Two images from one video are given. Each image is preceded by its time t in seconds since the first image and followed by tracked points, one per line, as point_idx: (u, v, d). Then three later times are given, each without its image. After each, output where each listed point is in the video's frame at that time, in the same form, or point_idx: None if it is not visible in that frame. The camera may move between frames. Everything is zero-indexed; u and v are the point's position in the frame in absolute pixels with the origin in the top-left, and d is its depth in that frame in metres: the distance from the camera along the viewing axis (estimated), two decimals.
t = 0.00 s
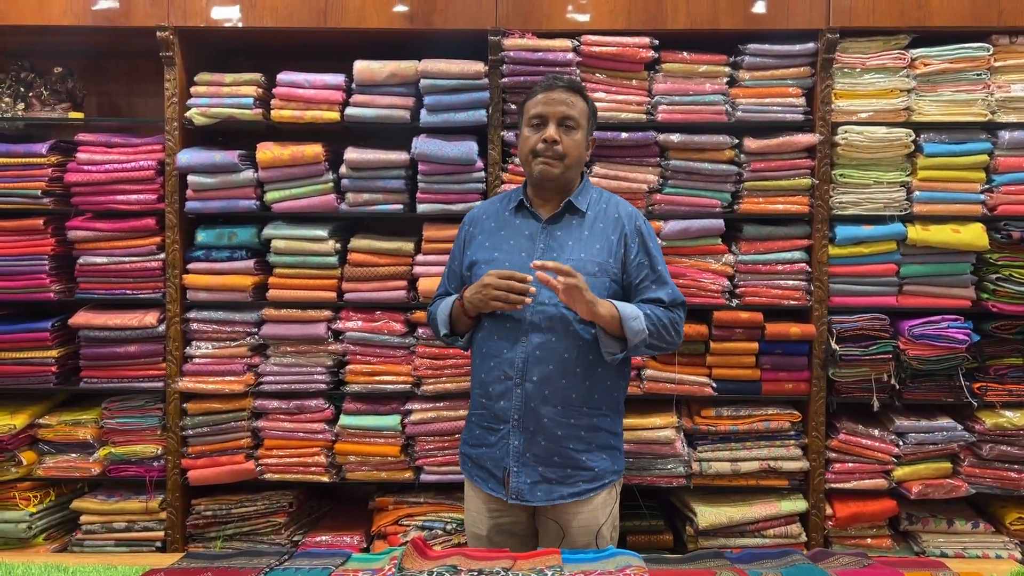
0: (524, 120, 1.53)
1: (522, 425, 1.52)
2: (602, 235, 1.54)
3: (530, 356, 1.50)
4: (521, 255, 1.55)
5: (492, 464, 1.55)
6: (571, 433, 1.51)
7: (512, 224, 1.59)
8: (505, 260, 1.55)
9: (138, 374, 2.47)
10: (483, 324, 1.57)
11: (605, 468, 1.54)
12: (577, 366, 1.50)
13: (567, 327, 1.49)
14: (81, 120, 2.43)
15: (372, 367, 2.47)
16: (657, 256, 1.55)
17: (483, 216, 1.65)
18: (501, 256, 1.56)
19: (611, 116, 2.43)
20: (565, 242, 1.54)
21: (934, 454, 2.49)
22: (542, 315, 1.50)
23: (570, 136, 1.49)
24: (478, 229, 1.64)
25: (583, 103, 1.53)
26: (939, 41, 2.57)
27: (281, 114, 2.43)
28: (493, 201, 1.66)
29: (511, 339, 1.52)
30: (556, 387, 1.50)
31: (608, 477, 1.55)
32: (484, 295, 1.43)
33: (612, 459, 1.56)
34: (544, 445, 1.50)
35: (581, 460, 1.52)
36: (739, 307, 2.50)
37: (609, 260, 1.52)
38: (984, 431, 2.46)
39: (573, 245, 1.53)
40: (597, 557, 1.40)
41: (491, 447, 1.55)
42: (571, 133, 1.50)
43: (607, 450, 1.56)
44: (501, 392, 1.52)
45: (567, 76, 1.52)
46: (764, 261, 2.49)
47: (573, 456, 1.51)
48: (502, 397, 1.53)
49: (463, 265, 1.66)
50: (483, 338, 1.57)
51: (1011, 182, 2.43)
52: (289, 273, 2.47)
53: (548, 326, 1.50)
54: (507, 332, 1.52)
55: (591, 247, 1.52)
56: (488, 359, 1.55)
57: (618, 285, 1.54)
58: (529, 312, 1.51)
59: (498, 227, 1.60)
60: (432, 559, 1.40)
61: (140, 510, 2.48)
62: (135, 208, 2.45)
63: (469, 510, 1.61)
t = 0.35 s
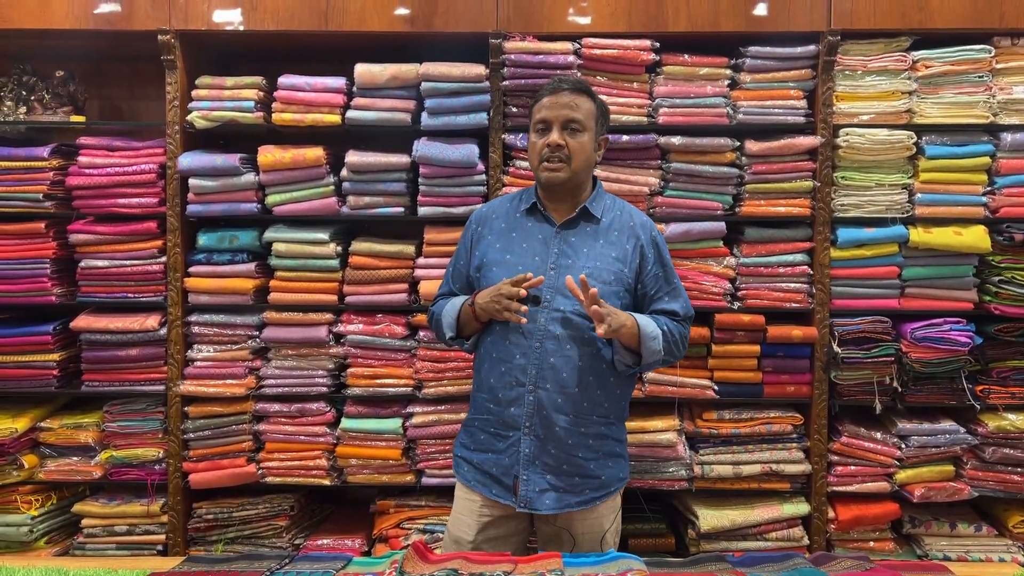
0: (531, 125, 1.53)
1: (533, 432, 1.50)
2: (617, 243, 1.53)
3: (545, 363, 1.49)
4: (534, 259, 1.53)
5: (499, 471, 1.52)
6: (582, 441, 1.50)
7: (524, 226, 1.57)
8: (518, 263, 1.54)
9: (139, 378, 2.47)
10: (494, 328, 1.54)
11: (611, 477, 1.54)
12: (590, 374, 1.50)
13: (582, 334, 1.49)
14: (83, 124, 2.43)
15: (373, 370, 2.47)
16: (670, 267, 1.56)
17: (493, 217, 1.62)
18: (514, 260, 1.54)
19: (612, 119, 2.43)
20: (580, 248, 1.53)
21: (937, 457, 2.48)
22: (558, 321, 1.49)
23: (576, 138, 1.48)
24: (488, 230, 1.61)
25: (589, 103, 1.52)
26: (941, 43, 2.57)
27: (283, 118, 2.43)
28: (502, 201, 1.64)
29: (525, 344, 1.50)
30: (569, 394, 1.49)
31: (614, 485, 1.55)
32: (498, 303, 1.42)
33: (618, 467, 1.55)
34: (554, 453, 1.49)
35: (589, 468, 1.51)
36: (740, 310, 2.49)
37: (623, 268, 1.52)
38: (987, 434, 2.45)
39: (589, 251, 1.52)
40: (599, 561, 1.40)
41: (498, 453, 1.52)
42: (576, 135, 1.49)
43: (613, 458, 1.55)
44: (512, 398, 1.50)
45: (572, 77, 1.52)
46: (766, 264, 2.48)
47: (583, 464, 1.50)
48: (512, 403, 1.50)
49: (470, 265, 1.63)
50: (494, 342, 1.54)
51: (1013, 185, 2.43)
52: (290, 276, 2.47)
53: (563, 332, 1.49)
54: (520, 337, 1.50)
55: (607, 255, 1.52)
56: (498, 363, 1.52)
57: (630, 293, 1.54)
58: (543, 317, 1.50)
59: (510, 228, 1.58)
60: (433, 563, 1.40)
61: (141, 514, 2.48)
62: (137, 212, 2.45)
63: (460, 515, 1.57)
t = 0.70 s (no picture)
0: (516, 131, 1.51)
1: (531, 437, 1.48)
2: (606, 245, 1.52)
3: (542, 365, 1.47)
4: (526, 261, 1.50)
5: (497, 478, 1.48)
6: (578, 444, 1.49)
7: (512, 228, 1.54)
8: (509, 266, 1.50)
9: (142, 381, 2.47)
10: (487, 332, 1.50)
11: (606, 479, 1.53)
12: (586, 376, 1.49)
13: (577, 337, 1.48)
14: (86, 127, 2.44)
15: (376, 373, 2.47)
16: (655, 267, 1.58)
17: (478, 218, 1.58)
18: (505, 262, 1.50)
19: (615, 122, 2.44)
20: (571, 249, 1.51)
21: (940, 460, 2.48)
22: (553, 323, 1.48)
23: (562, 143, 1.47)
24: (473, 232, 1.57)
25: (574, 106, 1.50)
26: (943, 46, 2.56)
27: (285, 122, 2.43)
28: (486, 203, 1.59)
29: (522, 347, 1.47)
30: (567, 398, 1.47)
31: (609, 488, 1.54)
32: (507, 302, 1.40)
33: (612, 469, 1.55)
34: (553, 457, 1.48)
35: (586, 472, 1.49)
36: (743, 313, 2.50)
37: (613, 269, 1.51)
38: (990, 438, 2.45)
39: (580, 252, 1.50)
40: (602, 565, 1.40)
41: (495, 460, 1.49)
42: (562, 140, 1.47)
43: (606, 460, 1.55)
44: (509, 403, 1.47)
45: (554, 80, 1.50)
46: (769, 267, 2.48)
47: (580, 467, 1.49)
48: (509, 407, 1.47)
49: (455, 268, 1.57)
50: (487, 348, 1.50)
51: (1016, 187, 2.43)
52: (293, 280, 2.47)
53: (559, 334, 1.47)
54: (516, 341, 1.47)
55: (596, 256, 1.50)
56: (494, 367, 1.48)
57: (619, 294, 1.53)
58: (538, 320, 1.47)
59: (498, 231, 1.54)
60: (435, 567, 1.40)
61: (144, 517, 2.48)
62: (139, 215, 2.46)
63: (453, 527, 1.54)
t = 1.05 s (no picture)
0: (494, 135, 1.48)
1: (517, 439, 1.47)
2: (589, 246, 1.52)
3: (527, 367, 1.46)
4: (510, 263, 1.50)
5: (482, 481, 1.48)
6: (564, 445, 1.49)
7: (496, 231, 1.54)
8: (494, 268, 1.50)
9: (146, 384, 2.48)
10: (472, 334, 1.49)
11: (591, 480, 1.53)
12: (570, 378, 1.49)
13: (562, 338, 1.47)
14: (90, 130, 2.44)
15: (379, 375, 2.46)
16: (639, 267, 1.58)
17: (461, 222, 1.58)
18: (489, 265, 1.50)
19: (618, 125, 2.44)
20: (554, 251, 1.51)
21: (944, 463, 2.47)
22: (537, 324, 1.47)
23: (540, 148, 1.45)
24: (457, 235, 1.57)
25: (552, 109, 1.47)
26: (946, 48, 2.56)
27: (289, 124, 2.44)
28: (468, 206, 1.60)
29: (507, 349, 1.47)
30: (552, 399, 1.47)
31: (594, 490, 1.53)
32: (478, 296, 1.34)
33: (598, 471, 1.55)
34: (539, 459, 1.47)
35: (572, 473, 1.49)
36: (746, 315, 2.50)
37: (597, 269, 1.51)
38: (993, 440, 2.45)
39: (563, 253, 1.50)
40: (605, 567, 1.40)
41: (479, 463, 1.48)
42: (541, 144, 1.45)
43: (591, 461, 1.54)
44: (494, 404, 1.47)
45: (530, 83, 1.46)
46: (772, 269, 2.48)
47: (565, 469, 1.49)
48: (494, 409, 1.47)
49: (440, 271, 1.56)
50: (472, 350, 1.49)
51: (1019, 189, 2.43)
52: (297, 282, 2.48)
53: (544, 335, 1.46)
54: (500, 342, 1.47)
55: (580, 257, 1.50)
56: (478, 369, 1.48)
57: (603, 295, 1.53)
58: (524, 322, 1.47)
59: (481, 233, 1.54)
60: (439, 569, 1.40)
61: (148, 519, 2.48)
62: (143, 218, 2.46)
63: (441, 531, 1.54)
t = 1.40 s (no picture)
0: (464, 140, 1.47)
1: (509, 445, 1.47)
2: (575, 244, 1.51)
3: (519, 372, 1.45)
4: (495, 267, 1.48)
5: (477, 486, 1.48)
6: (557, 447, 1.48)
7: (479, 235, 1.52)
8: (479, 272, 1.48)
9: (150, 384, 2.48)
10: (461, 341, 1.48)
11: (586, 480, 1.53)
12: (562, 381, 1.48)
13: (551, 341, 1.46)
14: (94, 131, 2.45)
15: (382, 375, 2.47)
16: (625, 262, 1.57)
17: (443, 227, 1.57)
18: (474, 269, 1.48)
19: (620, 126, 2.44)
20: (539, 251, 1.49)
21: (947, 464, 2.47)
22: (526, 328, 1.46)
23: (508, 152, 1.42)
24: (440, 240, 1.55)
25: (519, 110, 1.43)
26: (949, 48, 2.56)
27: (292, 125, 2.44)
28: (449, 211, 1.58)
29: (497, 354, 1.46)
30: (544, 402, 1.46)
31: (589, 489, 1.54)
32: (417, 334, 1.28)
33: (591, 470, 1.55)
34: (532, 463, 1.47)
35: (566, 474, 1.49)
36: (749, 316, 2.50)
37: (583, 267, 1.51)
38: (996, 440, 2.44)
39: (548, 253, 1.49)
40: (608, 568, 1.40)
41: (473, 468, 1.48)
42: (508, 148, 1.43)
43: (584, 460, 1.54)
44: (485, 410, 1.46)
45: (492, 85, 1.42)
46: (775, 270, 2.49)
47: (559, 470, 1.49)
48: (486, 414, 1.46)
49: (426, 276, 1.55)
50: (461, 355, 1.48)
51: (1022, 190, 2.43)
52: (300, 282, 2.48)
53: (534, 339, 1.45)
54: (489, 348, 1.46)
55: (565, 256, 1.49)
56: (469, 376, 1.47)
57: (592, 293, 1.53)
58: (512, 326, 1.45)
59: (465, 238, 1.53)
60: (443, 568, 1.40)
61: (151, 519, 2.49)
62: (147, 218, 2.47)
63: (436, 532, 1.55)
